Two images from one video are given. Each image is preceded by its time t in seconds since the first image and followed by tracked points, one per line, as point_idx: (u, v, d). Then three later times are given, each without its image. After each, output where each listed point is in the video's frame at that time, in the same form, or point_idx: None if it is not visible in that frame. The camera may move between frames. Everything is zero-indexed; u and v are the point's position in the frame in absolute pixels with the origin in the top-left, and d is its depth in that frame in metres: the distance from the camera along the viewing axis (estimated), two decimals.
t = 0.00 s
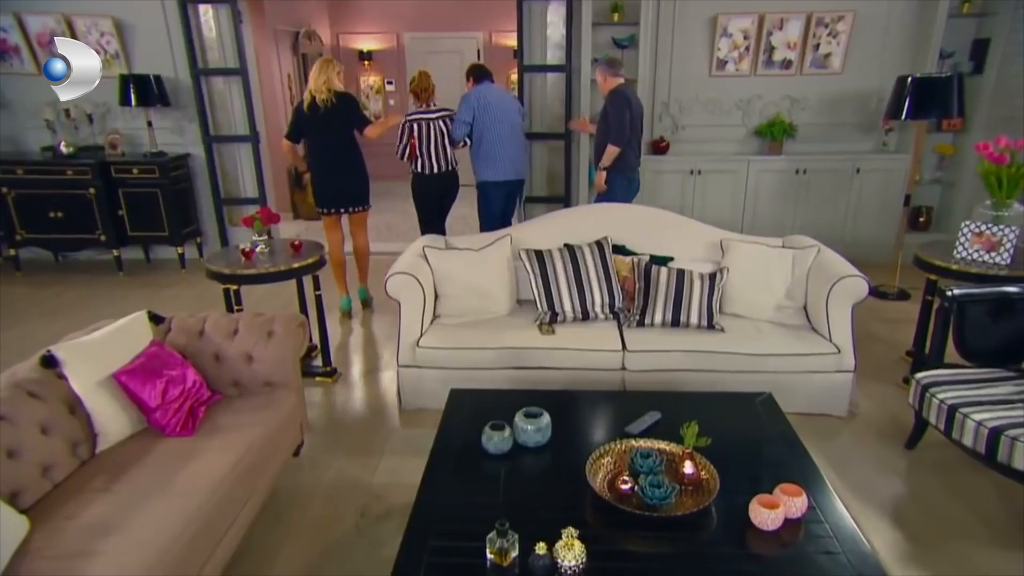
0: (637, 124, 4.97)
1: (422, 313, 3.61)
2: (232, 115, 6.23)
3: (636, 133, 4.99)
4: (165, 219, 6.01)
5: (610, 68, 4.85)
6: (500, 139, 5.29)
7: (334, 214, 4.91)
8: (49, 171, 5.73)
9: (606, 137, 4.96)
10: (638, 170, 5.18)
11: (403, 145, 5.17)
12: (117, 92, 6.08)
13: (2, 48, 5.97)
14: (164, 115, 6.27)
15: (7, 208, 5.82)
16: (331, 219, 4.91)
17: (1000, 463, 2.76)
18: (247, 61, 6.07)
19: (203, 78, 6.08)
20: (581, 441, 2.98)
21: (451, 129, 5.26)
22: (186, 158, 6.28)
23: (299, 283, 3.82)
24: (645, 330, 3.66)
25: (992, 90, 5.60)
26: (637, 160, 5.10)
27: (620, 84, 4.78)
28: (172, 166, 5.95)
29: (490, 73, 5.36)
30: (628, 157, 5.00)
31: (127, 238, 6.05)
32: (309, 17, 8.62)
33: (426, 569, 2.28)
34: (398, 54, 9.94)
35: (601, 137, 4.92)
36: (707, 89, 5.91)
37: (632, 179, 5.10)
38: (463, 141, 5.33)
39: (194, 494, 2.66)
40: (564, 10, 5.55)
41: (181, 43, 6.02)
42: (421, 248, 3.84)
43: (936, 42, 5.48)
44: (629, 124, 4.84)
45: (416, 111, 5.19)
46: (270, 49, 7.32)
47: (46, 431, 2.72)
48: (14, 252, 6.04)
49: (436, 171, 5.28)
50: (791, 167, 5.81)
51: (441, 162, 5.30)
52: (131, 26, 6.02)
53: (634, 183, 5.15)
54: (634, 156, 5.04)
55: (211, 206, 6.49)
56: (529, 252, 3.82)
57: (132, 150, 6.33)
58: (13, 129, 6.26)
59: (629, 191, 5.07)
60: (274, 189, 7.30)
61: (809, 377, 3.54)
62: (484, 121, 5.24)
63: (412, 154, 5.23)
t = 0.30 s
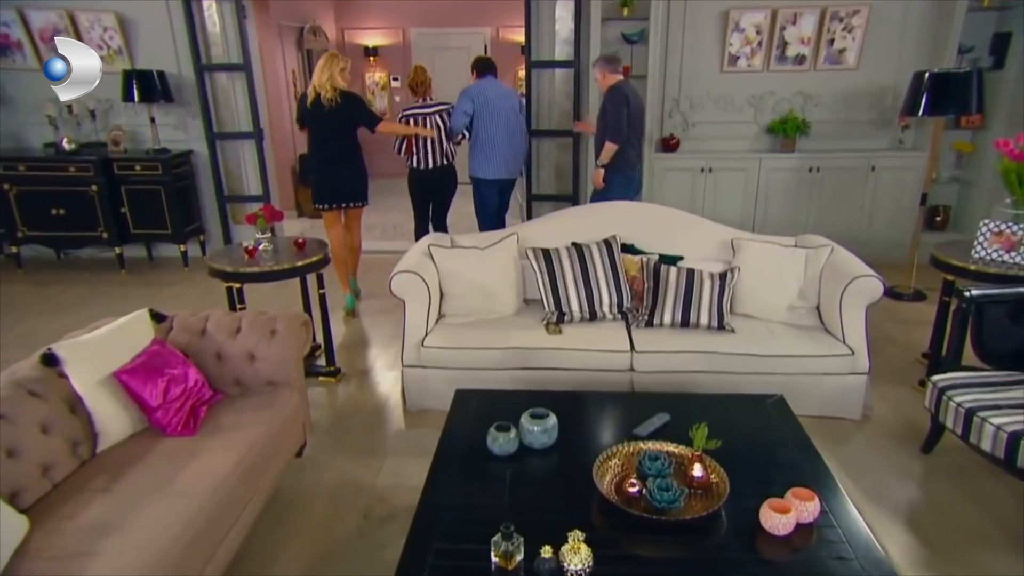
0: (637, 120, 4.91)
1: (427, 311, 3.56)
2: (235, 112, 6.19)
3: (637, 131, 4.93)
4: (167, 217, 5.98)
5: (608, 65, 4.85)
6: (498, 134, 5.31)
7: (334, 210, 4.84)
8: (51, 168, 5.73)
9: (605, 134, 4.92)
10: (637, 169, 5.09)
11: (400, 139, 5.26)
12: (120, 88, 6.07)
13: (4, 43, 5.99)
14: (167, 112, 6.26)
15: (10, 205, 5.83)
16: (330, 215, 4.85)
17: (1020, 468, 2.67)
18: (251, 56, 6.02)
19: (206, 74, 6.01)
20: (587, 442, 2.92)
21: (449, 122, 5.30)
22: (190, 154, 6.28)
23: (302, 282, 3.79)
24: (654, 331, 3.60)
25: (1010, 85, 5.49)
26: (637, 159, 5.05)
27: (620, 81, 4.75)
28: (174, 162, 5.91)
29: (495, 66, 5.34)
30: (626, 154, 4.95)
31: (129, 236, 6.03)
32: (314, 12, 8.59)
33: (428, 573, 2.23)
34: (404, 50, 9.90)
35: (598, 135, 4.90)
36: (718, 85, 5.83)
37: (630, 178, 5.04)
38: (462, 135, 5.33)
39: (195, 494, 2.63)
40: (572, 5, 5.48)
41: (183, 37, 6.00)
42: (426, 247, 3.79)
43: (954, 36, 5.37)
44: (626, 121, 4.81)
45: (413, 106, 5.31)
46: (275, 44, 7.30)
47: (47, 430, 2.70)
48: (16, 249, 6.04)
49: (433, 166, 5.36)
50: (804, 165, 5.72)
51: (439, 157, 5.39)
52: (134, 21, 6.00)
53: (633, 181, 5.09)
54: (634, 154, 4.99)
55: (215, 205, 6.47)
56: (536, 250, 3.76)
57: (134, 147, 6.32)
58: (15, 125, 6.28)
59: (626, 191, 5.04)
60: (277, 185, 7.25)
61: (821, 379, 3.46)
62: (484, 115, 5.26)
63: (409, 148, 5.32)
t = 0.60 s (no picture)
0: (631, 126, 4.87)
1: (435, 315, 3.51)
2: (242, 112, 6.21)
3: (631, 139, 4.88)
4: (174, 219, 5.96)
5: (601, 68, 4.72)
6: (500, 133, 5.40)
7: (337, 207, 4.98)
8: (58, 170, 5.71)
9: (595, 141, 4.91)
10: (629, 176, 5.01)
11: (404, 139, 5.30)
12: (127, 89, 6.03)
13: (12, 45, 5.97)
14: (174, 113, 6.23)
15: (16, 207, 5.81)
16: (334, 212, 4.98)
17: None
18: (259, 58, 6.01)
19: (214, 75, 6.04)
20: (597, 450, 2.85)
21: (453, 121, 5.37)
22: (196, 157, 6.23)
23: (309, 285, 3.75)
24: (667, 337, 3.52)
25: None
26: (629, 166, 4.96)
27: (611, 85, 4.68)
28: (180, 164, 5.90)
29: (489, 73, 5.51)
30: (617, 159, 4.90)
31: (135, 239, 6.01)
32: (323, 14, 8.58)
33: None
34: (413, 51, 9.84)
35: (588, 141, 4.86)
36: (733, 87, 5.74)
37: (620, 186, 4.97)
38: (462, 136, 5.40)
39: (199, 500, 2.59)
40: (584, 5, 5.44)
41: (191, 37, 5.99)
42: (435, 250, 3.74)
43: (977, 36, 5.25)
44: (615, 129, 4.75)
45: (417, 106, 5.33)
46: (282, 45, 7.28)
47: (50, 434, 2.67)
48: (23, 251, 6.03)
49: (436, 165, 5.37)
50: (821, 168, 5.62)
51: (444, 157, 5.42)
52: (142, 22, 5.99)
53: (624, 189, 5.02)
54: (625, 161, 4.94)
55: (222, 209, 6.44)
56: (546, 254, 3.70)
57: (141, 148, 6.27)
58: (19, 127, 6.25)
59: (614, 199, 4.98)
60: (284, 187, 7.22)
61: (839, 387, 3.37)
62: (484, 115, 5.36)
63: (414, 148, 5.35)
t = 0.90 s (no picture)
0: (608, 131, 4.85)
1: (442, 324, 3.46)
2: (248, 118, 6.19)
3: (608, 146, 4.85)
4: (178, 226, 5.93)
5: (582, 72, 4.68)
6: (500, 134, 5.41)
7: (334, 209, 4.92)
8: (63, 176, 5.71)
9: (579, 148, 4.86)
10: (609, 180, 4.97)
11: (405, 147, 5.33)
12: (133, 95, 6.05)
13: (19, 51, 6.00)
14: (179, 119, 6.24)
15: (21, 213, 5.81)
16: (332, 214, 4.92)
17: None
18: (266, 64, 5.99)
19: (220, 81, 6.01)
20: (607, 462, 2.78)
21: (451, 126, 5.37)
22: (201, 162, 6.21)
23: (316, 293, 3.71)
24: (678, 347, 3.45)
25: None
26: (608, 171, 4.93)
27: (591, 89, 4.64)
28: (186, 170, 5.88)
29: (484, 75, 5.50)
30: (594, 165, 4.86)
31: (139, 245, 5.98)
32: (329, 20, 8.59)
33: None
34: (421, 56, 9.77)
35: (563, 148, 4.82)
36: (746, 93, 5.67)
37: (597, 191, 4.94)
38: (460, 138, 5.40)
39: (200, 511, 2.54)
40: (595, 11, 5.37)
41: (197, 42, 5.99)
42: (443, 257, 3.68)
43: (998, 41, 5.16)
44: (590, 137, 4.72)
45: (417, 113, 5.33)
46: (288, 51, 7.26)
47: (52, 443, 2.64)
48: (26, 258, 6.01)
49: (438, 172, 5.40)
50: (837, 175, 5.53)
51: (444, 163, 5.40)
52: (148, 29, 6.00)
53: (603, 194, 4.98)
54: (604, 166, 4.89)
55: (227, 216, 6.40)
56: (555, 262, 3.64)
57: (146, 154, 6.29)
58: (25, 131, 6.25)
59: (592, 203, 4.94)
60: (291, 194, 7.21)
61: (856, 399, 3.28)
62: (483, 117, 5.37)
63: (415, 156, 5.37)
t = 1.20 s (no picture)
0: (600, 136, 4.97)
1: (450, 332, 3.39)
2: (255, 123, 6.07)
3: (594, 149, 4.95)
4: (183, 232, 5.83)
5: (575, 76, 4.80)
6: (502, 141, 5.38)
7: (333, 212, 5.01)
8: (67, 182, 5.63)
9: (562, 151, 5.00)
10: (597, 184, 5.08)
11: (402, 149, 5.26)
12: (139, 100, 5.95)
13: (25, 56, 5.89)
14: (185, 125, 6.12)
15: (25, 220, 5.74)
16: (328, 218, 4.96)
17: None
18: (273, 69, 5.90)
19: (227, 87, 5.93)
20: (618, 476, 2.69)
21: (450, 132, 5.32)
22: (207, 169, 6.10)
23: (321, 300, 3.66)
24: (691, 357, 3.37)
25: None
26: (596, 176, 5.03)
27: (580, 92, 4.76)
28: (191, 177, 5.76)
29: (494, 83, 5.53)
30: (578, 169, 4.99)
31: (144, 252, 5.88)
32: (337, 25, 8.54)
33: None
34: (430, 61, 9.64)
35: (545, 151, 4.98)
36: (761, 97, 5.59)
37: (584, 195, 5.06)
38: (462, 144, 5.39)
39: (202, 523, 2.48)
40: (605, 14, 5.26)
41: (204, 46, 5.88)
42: (451, 265, 3.62)
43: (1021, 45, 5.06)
44: (569, 139, 4.83)
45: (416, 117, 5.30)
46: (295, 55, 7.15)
47: (53, 452, 2.59)
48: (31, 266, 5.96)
49: (434, 175, 5.32)
50: (855, 182, 5.43)
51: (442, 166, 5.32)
52: (156, 34, 5.90)
53: (591, 198, 5.11)
54: (590, 171, 5.00)
55: (232, 223, 6.29)
56: (565, 270, 3.57)
57: (152, 161, 6.18)
58: (30, 137, 6.14)
59: (579, 207, 5.08)
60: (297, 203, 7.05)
61: (875, 412, 3.18)
62: (484, 124, 5.34)
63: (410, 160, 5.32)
